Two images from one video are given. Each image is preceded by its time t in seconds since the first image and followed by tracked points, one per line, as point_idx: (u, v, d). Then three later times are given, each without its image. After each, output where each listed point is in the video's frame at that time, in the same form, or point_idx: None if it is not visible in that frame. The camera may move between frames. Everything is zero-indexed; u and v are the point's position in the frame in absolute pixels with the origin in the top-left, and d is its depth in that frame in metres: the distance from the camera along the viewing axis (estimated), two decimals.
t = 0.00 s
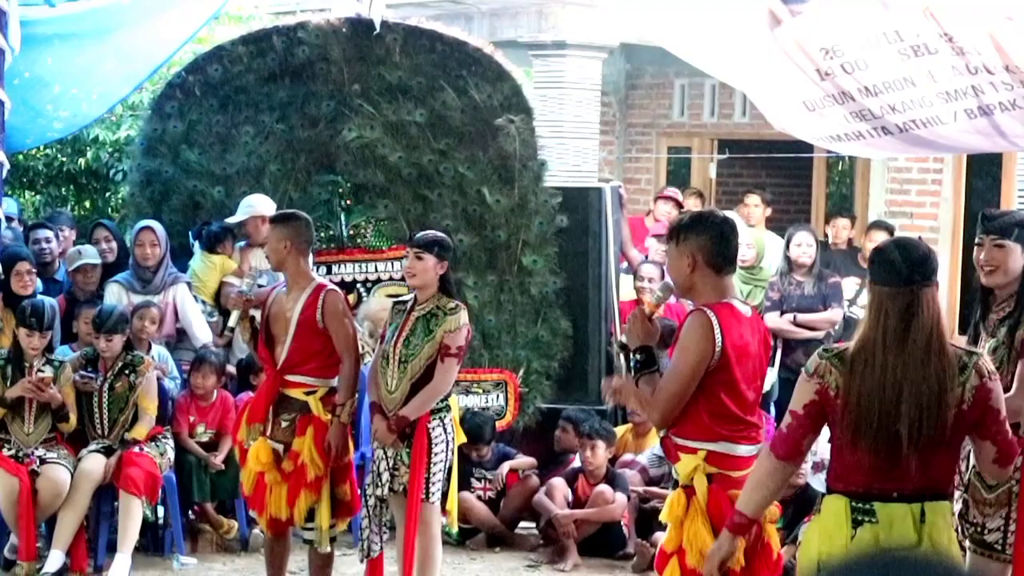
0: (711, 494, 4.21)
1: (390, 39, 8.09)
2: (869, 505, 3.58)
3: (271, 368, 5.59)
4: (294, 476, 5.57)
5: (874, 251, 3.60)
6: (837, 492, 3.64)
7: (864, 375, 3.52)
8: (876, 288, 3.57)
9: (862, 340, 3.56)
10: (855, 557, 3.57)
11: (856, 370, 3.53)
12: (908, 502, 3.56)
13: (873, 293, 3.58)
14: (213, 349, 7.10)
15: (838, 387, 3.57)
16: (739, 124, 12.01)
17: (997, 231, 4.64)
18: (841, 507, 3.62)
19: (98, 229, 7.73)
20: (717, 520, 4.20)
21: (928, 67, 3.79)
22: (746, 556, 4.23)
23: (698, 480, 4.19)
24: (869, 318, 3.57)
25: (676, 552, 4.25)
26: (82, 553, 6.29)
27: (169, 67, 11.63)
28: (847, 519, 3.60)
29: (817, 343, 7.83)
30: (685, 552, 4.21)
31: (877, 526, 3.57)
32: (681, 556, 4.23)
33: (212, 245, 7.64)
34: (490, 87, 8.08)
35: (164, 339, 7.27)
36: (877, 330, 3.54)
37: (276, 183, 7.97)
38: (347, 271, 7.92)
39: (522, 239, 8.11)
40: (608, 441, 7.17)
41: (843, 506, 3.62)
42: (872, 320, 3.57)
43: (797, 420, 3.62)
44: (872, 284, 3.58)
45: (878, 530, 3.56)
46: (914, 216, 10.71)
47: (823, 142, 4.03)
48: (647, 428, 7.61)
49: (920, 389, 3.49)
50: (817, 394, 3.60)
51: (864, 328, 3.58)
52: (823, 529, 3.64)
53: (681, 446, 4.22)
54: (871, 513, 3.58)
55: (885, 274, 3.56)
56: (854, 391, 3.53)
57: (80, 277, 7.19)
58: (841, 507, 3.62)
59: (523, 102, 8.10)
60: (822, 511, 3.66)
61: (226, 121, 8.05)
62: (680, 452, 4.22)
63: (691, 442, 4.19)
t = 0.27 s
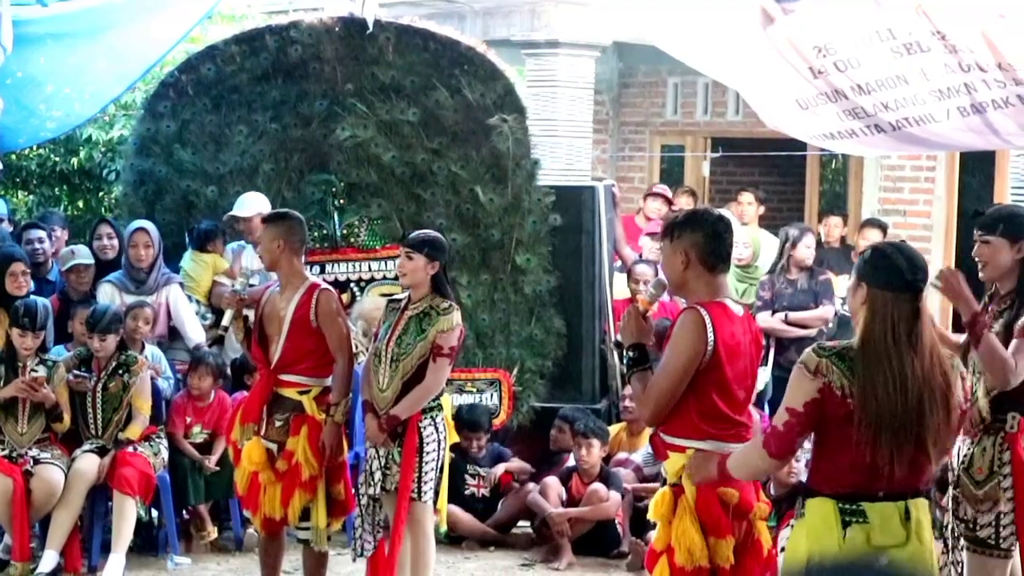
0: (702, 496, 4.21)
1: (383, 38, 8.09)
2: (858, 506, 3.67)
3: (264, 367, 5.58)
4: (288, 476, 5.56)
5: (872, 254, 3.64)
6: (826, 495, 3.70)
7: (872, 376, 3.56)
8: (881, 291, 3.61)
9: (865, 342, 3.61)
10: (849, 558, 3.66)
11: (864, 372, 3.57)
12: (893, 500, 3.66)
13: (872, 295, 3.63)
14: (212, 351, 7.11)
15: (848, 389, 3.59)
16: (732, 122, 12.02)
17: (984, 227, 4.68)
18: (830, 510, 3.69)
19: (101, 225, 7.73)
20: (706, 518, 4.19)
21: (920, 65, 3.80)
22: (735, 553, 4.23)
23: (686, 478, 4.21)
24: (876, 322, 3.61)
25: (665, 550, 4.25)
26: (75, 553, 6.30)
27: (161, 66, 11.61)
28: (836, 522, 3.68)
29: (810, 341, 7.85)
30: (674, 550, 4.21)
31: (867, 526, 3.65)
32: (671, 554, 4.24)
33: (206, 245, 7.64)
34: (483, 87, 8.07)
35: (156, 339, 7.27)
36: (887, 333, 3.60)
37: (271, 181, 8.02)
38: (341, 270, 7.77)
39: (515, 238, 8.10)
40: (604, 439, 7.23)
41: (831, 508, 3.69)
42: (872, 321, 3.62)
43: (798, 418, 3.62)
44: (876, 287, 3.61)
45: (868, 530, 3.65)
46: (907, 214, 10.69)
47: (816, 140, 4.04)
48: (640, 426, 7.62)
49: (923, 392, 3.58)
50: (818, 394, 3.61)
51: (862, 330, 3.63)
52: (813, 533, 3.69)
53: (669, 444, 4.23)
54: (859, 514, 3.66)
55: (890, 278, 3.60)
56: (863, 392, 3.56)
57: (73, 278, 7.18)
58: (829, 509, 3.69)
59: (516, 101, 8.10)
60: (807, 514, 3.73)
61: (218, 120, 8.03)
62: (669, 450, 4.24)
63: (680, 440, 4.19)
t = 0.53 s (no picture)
0: (693, 496, 4.21)
1: (380, 39, 8.09)
2: (835, 490, 3.70)
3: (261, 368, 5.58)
4: (285, 477, 5.56)
5: (835, 253, 3.69)
6: (802, 484, 3.73)
7: (845, 367, 3.62)
8: (847, 289, 3.66)
9: (832, 334, 3.66)
10: (832, 540, 3.67)
11: (835, 362, 3.63)
12: (868, 484, 3.72)
13: (835, 292, 3.67)
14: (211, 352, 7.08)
15: (820, 379, 3.64)
16: (729, 123, 12.01)
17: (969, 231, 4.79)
18: (808, 496, 3.71)
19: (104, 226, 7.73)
20: (698, 518, 4.20)
21: (917, 65, 3.81)
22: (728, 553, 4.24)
23: (679, 477, 4.23)
24: (841, 318, 3.66)
25: (659, 550, 4.28)
26: (73, 553, 6.30)
27: (158, 66, 11.61)
28: (816, 507, 3.70)
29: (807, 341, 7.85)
30: (667, 550, 4.24)
31: (847, 509, 3.68)
32: (664, 554, 4.27)
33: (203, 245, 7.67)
34: (479, 87, 8.08)
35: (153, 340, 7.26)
36: (853, 328, 3.65)
37: (268, 182, 8.02)
38: (340, 270, 7.74)
39: (513, 238, 8.10)
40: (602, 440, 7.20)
41: (809, 494, 3.71)
42: (837, 316, 3.67)
43: (772, 409, 3.66)
44: (841, 285, 3.66)
45: (848, 511, 3.67)
46: (904, 214, 10.68)
47: (813, 140, 4.04)
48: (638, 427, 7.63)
49: (889, 379, 3.66)
50: (790, 386, 3.65)
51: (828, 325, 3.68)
52: (796, 520, 3.71)
53: (663, 444, 4.26)
54: (838, 497, 3.69)
55: (854, 276, 3.66)
56: (837, 381, 3.62)
57: (70, 278, 7.17)
58: (808, 496, 3.71)
59: (514, 102, 8.09)
60: (786, 505, 3.74)
61: (215, 120, 8.03)
62: (664, 450, 4.27)
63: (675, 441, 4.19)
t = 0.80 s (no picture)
0: (692, 499, 4.21)
1: (378, 43, 8.11)
2: (830, 484, 3.79)
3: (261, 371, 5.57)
4: (287, 482, 5.56)
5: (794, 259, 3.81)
6: (798, 478, 3.78)
7: (827, 358, 3.72)
8: (812, 291, 3.78)
9: (806, 331, 3.76)
10: (838, 534, 3.75)
11: (817, 355, 3.73)
12: (850, 478, 3.84)
13: (803, 293, 3.79)
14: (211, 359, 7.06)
15: (806, 371, 3.72)
16: (728, 125, 12.00)
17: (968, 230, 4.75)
18: (810, 489, 3.76)
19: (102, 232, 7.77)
20: (697, 521, 4.20)
21: (915, 67, 3.81)
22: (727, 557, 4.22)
23: (678, 480, 4.23)
24: (810, 317, 3.78)
25: (658, 552, 4.30)
26: (73, 557, 6.31)
27: (157, 71, 11.62)
28: (819, 501, 3.76)
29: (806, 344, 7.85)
30: (666, 554, 4.25)
31: (844, 501, 3.78)
32: (663, 557, 4.28)
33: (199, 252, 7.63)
34: (478, 91, 8.09)
35: (154, 344, 7.26)
36: (824, 324, 3.78)
37: (267, 187, 7.97)
38: (337, 274, 7.82)
39: (512, 242, 8.11)
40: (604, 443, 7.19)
41: (809, 489, 3.76)
42: (807, 315, 3.79)
43: (764, 403, 3.71)
44: (806, 287, 3.79)
45: (846, 503, 3.77)
46: (903, 216, 10.70)
47: (812, 142, 4.05)
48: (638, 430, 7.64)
49: (861, 371, 3.80)
50: (777, 381, 3.71)
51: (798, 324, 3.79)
52: (801, 517, 3.75)
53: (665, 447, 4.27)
54: (834, 489, 3.78)
55: (817, 278, 3.79)
56: (822, 372, 3.71)
57: (68, 283, 7.16)
58: (809, 490, 3.76)
59: (512, 106, 8.12)
60: (786, 501, 3.77)
61: (214, 125, 8.04)
62: (664, 453, 4.29)
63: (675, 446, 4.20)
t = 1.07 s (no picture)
0: (692, 502, 4.21)
1: (379, 47, 8.11)
2: (841, 487, 3.95)
3: (263, 374, 5.54)
4: (289, 484, 5.57)
5: (787, 263, 3.95)
6: (814, 479, 3.93)
7: (833, 358, 3.87)
8: (809, 293, 3.92)
9: (807, 333, 3.89)
10: (857, 538, 3.89)
11: (823, 358, 3.87)
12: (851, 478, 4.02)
13: (798, 297, 3.92)
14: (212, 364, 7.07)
15: (816, 372, 3.85)
16: (728, 129, 12.00)
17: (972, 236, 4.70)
18: (826, 492, 3.90)
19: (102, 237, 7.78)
20: (700, 525, 4.19)
21: (915, 71, 3.81)
22: (728, 563, 4.21)
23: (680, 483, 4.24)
24: (810, 319, 3.91)
25: (660, 556, 4.29)
26: (74, 561, 6.31)
27: (157, 75, 11.64)
28: (836, 504, 3.90)
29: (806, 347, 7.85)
30: (668, 558, 4.24)
31: (854, 502, 3.94)
32: (665, 561, 4.27)
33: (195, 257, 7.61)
34: (479, 95, 8.10)
35: (155, 348, 7.26)
36: (823, 326, 3.92)
37: (267, 191, 7.97)
38: (339, 279, 7.73)
39: (512, 246, 8.13)
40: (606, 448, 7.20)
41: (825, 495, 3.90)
42: (804, 318, 3.92)
43: (778, 403, 3.81)
44: (804, 290, 3.92)
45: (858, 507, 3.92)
46: (903, 220, 10.70)
47: (812, 146, 4.06)
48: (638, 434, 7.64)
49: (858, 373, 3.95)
50: (790, 383, 3.82)
51: (796, 326, 3.91)
52: (821, 522, 3.88)
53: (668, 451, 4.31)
54: (843, 494, 3.94)
55: (812, 281, 3.93)
56: (831, 373, 3.85)
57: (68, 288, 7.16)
58: (827, 494, 3.90)
59: (512, 109, 8.14)
60: (806, 506, 3.90)
61: (214, 129, 8.03)
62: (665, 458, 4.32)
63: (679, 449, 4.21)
